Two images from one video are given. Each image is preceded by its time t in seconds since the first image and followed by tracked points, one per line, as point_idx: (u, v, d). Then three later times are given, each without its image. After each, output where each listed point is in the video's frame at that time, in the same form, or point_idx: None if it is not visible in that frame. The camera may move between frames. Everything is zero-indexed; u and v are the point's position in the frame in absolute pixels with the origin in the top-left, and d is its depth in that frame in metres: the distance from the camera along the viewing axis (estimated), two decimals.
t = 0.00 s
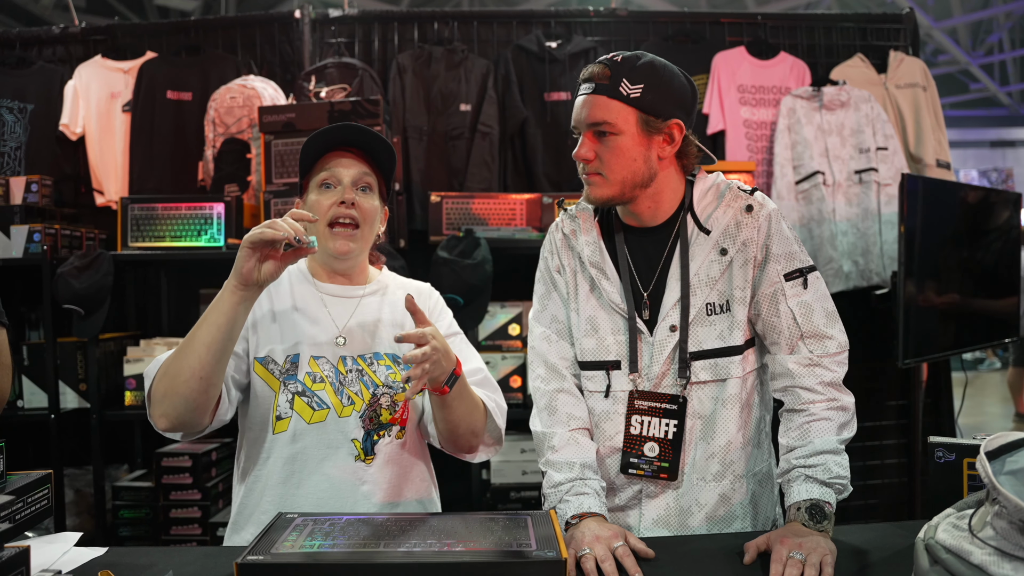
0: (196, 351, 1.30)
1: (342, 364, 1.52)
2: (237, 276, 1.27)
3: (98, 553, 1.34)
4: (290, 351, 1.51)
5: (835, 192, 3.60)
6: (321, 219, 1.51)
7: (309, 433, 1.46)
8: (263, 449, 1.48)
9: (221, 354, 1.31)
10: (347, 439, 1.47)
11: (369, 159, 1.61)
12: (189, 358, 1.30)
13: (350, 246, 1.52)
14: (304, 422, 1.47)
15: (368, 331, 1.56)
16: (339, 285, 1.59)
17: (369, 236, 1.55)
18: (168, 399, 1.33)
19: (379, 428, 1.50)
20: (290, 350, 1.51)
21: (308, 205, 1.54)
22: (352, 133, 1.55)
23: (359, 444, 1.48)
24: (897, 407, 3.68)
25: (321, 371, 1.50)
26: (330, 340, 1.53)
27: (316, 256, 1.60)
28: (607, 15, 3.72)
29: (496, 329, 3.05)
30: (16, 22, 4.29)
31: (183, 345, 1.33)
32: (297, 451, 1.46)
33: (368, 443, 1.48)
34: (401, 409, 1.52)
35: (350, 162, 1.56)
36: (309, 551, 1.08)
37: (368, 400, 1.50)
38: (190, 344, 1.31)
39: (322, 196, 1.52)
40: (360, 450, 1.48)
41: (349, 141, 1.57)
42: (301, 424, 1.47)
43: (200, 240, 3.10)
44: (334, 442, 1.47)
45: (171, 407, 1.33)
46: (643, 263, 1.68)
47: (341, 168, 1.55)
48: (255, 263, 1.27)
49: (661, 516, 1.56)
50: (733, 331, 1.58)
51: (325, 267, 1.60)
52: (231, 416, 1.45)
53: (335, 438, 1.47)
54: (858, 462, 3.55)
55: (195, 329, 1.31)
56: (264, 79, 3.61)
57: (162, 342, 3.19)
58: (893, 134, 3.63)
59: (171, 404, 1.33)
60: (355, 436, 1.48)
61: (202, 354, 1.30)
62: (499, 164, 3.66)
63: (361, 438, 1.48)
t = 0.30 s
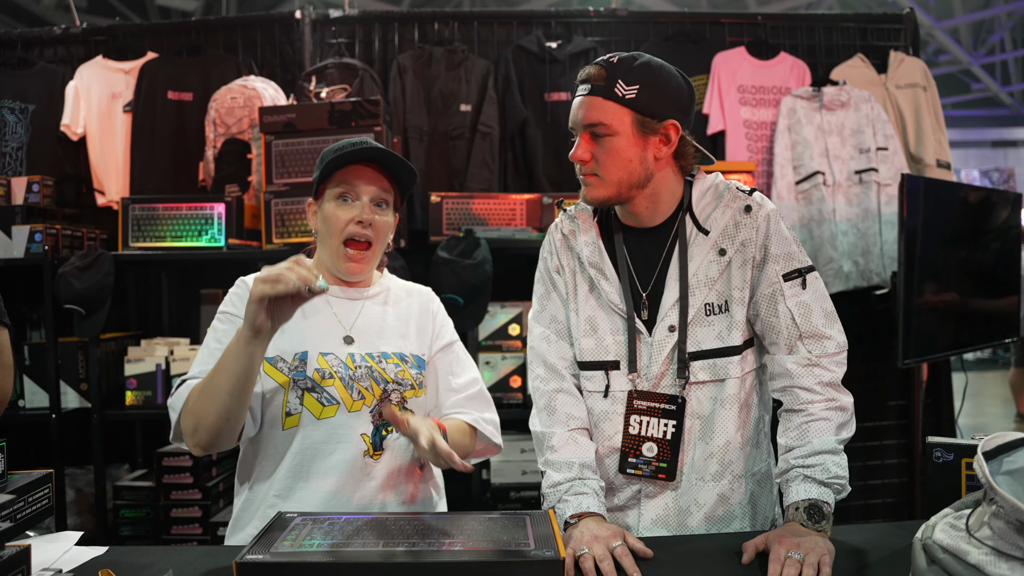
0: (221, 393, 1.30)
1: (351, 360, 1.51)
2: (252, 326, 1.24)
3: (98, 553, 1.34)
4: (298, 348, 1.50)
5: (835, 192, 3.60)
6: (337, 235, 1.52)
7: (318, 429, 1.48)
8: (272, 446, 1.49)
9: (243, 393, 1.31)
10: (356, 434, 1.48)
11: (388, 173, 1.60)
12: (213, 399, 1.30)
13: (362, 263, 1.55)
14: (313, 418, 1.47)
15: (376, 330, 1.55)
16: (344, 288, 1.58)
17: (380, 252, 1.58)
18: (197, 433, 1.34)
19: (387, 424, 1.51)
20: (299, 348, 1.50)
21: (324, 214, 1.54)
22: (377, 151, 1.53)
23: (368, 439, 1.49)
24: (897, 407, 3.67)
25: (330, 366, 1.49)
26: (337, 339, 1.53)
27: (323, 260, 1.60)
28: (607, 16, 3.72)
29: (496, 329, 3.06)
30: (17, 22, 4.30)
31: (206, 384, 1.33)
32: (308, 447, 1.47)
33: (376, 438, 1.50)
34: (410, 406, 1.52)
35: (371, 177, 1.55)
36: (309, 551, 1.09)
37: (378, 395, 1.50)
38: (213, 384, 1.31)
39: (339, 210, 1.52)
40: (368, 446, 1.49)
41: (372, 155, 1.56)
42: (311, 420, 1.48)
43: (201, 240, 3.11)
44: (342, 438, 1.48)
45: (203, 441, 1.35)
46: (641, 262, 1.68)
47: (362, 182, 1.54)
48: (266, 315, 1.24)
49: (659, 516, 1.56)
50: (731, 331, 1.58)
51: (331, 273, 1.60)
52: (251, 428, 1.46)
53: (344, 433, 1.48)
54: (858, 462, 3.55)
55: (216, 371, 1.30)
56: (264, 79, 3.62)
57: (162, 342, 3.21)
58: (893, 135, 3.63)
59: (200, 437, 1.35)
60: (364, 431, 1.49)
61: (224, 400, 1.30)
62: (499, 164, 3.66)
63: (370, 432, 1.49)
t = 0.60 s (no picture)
0: (235, 381, 1.29)
1: (357, 370, 1.51)
2: (269, 313, 1.25)
3: (99, 554, 1.34)
4: (308, 354, 1.50)
5: (835, 193, 3.61)
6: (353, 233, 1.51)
7: (323, 438, 1.47)
8: (276, 450, 1.49)
9: (257, 380, 1.30)
10: (359, 444, 1.48)
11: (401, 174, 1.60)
12: (227, 388, 1.30)
13: (376, 262, 1.55)
14: (319, 427, 1.47)
15: (384, 339, 1.56)
16: (357, 293, 1.58)
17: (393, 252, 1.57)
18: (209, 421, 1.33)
19: (390, 435, 1.52)
20: (308, 354, 1.50)
21: (338, 213, 1.53)
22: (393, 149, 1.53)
23: (371, 450, 1.49)
24: (897, 408, 3.67)
25: (337, 376, 1.50)
26: (345, 347, 1.52)
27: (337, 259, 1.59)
28: (608, 17, 3.73)
29: (496, 330, 3.06)
30: (19, 23, 4.31)
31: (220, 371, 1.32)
32: (311, 455, 1.47)
33: (379, 449, 1.50)
34: (411, 419, 1.54)
35: (386, 177, 1.55)
36: (309, 552, 1.09)
37: (381, 408, 1.51)
38: (228, 372, 1.30)
39: (355, 209, 1.52)
40: (371, 456, 1.49)
41: (387, 155, 1.55)
42: (317, 428, 1.48)
43: (201, 241, 3.12)
44: (345, 448, 1.48)
45: (215, 431, 1.33)
46: (642, 265, 1.68)
47: (377, 181, 1.53)
48: (285, 299, 1.25)
49: (658, 517, 1.56)
50: (731, 334, 1.58)
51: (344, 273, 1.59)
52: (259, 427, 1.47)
53: (348, 443, 1.48)
54: (858, 463, 3.55)
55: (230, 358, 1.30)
56: (265, 81, 3.63)
57: (163, 343, 3.22)
58: (893, 136, 3.64)
59: (213, 427, 1.33)
60: (367, 442, 1.49)
61: (238, 387, 1.29)
62: (499, 165, 3.67)
63: (373, 443, 1.49)
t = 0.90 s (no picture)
0: (216, 413, 1.29)
1: (358, 373, 1.51)
2: (249, 355, 1.22)
3: (99, 553, 1.35)
4: (305, 361, 1.49)
5: (836, 193, 3.61)
6: (369, 227, 1.52)
7: (327, 444, 1.48)
8: (279, 457, 1.49)
9: (238, 413, 1.30)
10: (363, 447, 1.49)
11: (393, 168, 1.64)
12: (208, 418, 1.30)
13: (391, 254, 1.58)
14: (322, 433, 1.47)
15: (382, 340, 1.56)
16: (350, 292, 1.58)
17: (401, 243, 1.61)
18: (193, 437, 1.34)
19: (392, 437, 1.53)
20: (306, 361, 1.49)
21: (347, 209, 1.53)
22: (398, 142, 1.57)
23: (374, 453, 1.50)
24: (898, 408, 3.67)
25: (337, 381, 1.49)
26: (345, 349, 1.53)
27: (338, 257, 1.58)
28: (609, 17, 3.72)
29: (497, 330, 3.06)
30: (20, 24, 4.32)
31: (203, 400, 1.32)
32: (316, 461, 1.48)
33: (382, 451, 1.51)
34: (414, 419, 1.56)
35: (388, 170, 1.58)
36: (308, 552, 1.09)
37: (384, 410, 1.51)
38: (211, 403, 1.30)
39: (366, 203, 1.53)
40: (375, 459, 1.50)
41: (387, 149, 1.58)
42: (320, 435, 1.48)
43: (202, 241, 3.12)
44: (349, 452, 1.48)
45: (198, 454, 1.35)
46: (642, 265, 1.68)
47: (382, 173, 1.57)
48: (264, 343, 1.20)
49: (659, 517, 1.56)
50: (731, 334, 1.58)
51: (348, 270, 1.59)
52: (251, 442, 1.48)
53: (351, 447, 1.48)
54: (859, 464, 3.55)
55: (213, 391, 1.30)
56: (266, 81, 3.63)
57: (164, 343, 3.21)
58: (894, 136, 3.63)
59: (196, 450, 1.34)
60: (371, 445, 1.50)
61: (221, 419, 1.30)
62: (500, 166, 3.67)
63: (376, 446, 1.50)
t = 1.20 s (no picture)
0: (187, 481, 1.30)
1: (352, 371, 1.50)
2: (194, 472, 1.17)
3: (100, 553, 1.34)
4: (297, 364, 1.48)
5: (838, 193, 3.60)
6: (358, 228, 1.53)
7: (328, 444, 1.47)
8: (278, 462, 1.48)
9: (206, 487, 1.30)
10: (362, 446, 1.49)
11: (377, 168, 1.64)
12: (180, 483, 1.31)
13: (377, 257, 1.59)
14: (320, 434, 1.47)
15: (372, 336, 1.56)
16: (335, 292, 1.58)
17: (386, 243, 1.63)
18: (167, 466, 1.31)
19: (392, 432, 1.53)
20: (298, 364, 1.48)
21: (334, 211, 1.53)
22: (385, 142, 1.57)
23: (375, 450, 1.50)
24: (900, 408, 3.66)
25: (331, 381, 1.49)
26: (337, 348, 1.52)
27: (324, 258, 1.58)
28: (610, 16, 3.71)
29: (498, 330, 3.05)
30: (21, 24, 4.32)
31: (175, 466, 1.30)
32: (317, 462, 1.47)
33: (382, 448, 1.51)
34: (412, 414, 1.56)
35: (374, 170, 1.58)
36: (309, 552, 1.09)
37: (382, 406, 1.51)
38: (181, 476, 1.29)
39: (354, 205, 1.53)
40: (375, 456, 1.50)
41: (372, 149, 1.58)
42: (318, 436, 1.47)
43: (202, 241, 3.11)
44: (348, 451, 1.48)
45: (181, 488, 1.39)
46: (644, 264, 1.68)
47: (369, 174, 1.57)
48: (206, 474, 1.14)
49: (661, 516, 1.56)
50: (733, 332, 1.57)
51: (334, 271, 1.59)
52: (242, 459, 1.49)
53: (351, 446, 1.48)
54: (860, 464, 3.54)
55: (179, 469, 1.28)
56: (266, 80, 3.63)
57: (164, 343, 3.21)
58: (896, 136, 3.63)
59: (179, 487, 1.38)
60: (371, 442, 1.50)
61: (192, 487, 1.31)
62: (501, 165, 3.67)
63: (376, 443, 1.51)
